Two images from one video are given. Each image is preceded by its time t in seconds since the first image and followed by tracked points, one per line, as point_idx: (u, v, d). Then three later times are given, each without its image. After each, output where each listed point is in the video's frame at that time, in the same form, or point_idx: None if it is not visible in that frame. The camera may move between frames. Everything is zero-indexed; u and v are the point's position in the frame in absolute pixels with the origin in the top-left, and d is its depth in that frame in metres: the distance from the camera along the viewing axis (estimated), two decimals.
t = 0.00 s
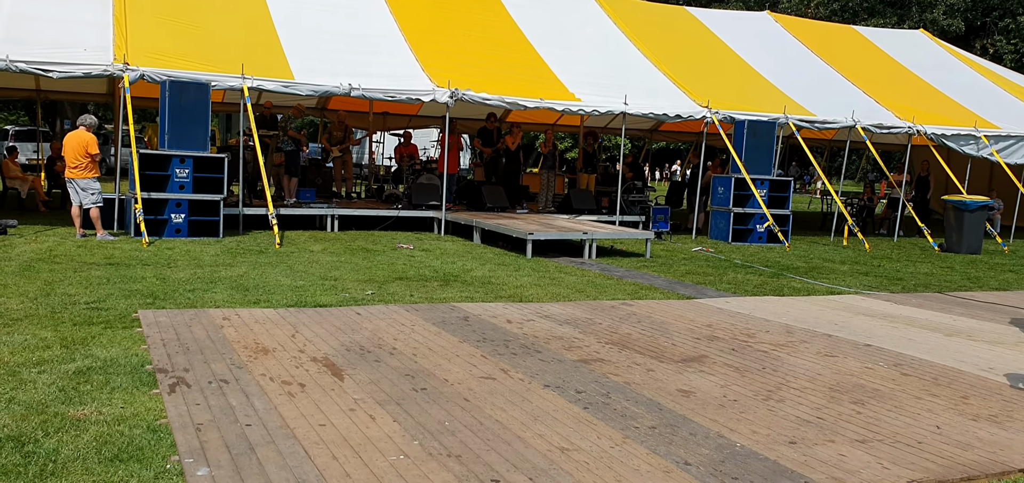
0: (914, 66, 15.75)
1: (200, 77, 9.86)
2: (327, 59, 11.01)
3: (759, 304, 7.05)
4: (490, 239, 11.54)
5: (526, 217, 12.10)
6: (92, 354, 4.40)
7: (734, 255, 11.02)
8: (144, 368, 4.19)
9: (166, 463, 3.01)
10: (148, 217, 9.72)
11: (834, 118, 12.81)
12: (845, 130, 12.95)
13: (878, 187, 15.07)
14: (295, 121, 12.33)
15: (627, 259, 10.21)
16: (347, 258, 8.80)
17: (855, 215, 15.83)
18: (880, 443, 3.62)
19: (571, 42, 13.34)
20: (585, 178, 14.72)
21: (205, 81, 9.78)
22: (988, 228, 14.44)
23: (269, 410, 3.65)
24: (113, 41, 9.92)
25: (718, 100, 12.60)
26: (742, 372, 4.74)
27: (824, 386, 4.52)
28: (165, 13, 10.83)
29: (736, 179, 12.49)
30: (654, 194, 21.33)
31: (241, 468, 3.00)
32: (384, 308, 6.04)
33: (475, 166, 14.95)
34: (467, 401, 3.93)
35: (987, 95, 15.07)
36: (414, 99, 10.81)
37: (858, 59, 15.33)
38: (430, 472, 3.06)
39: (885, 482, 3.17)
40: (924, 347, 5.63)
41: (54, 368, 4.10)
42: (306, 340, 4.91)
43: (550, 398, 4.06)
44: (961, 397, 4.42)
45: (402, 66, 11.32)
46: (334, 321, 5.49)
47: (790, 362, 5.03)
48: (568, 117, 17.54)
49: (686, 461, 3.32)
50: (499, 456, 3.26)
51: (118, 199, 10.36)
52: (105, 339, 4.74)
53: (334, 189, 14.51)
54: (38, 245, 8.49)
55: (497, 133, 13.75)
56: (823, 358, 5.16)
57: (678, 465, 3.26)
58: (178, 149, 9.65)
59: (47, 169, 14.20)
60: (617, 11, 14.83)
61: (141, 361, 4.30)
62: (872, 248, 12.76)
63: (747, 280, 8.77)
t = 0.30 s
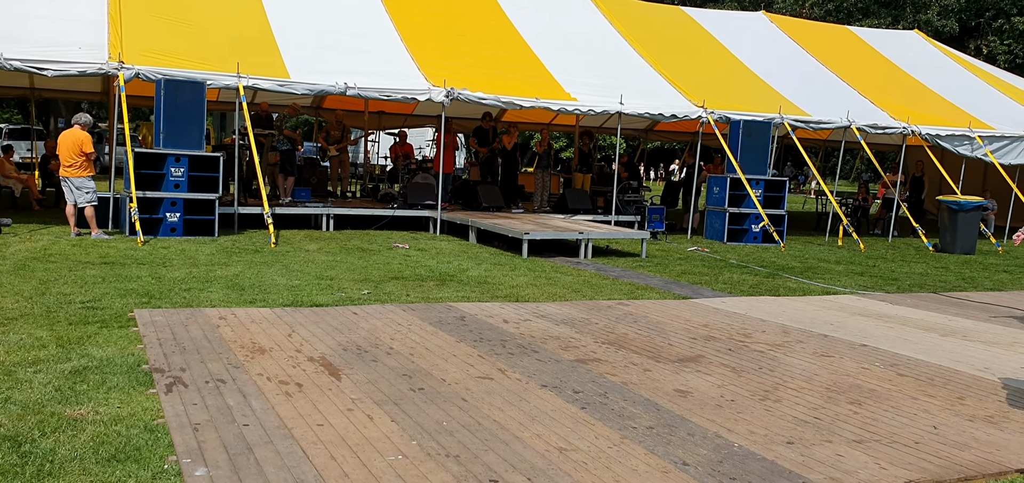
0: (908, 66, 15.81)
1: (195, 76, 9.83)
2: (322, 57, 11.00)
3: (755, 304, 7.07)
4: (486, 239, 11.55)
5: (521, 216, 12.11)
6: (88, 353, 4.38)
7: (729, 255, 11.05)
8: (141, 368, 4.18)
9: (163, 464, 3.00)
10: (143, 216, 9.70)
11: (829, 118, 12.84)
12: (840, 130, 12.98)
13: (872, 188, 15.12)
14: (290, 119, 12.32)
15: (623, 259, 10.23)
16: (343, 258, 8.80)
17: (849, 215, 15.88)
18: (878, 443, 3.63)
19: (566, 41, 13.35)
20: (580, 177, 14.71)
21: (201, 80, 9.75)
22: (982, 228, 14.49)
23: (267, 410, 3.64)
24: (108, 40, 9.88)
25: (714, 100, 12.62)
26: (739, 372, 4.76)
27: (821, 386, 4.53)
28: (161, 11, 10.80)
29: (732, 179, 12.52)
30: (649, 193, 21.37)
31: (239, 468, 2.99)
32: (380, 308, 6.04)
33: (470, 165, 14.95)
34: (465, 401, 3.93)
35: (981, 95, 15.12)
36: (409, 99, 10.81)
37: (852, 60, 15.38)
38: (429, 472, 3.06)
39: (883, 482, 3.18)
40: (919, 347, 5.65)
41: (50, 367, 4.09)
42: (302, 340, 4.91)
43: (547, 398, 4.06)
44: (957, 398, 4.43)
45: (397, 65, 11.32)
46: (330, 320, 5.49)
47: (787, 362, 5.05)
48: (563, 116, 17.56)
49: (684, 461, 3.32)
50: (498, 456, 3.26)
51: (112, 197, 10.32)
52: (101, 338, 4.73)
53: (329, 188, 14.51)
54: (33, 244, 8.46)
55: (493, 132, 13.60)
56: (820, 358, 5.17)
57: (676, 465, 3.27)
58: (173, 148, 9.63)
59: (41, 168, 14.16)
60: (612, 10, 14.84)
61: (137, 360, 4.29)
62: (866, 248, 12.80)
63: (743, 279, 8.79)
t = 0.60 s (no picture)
0: (902, 65, 15.85)
1: (189, 73, 9.80)
2: (316, 54, 10.97)
3: (749, 302, 7.09)
4: (481, 236, 11.54)
5: (516, 214, 12.11)
6: (83, 351, 4.37)
7: (724, 252, 11.08)
8: (137, 365, 4.16)
9: (160, 461, 3.00)
10: (137, 213, 9.66)
11: (823, 116, 12.87)
12: (834, 128, 13.02)
13: (866, 186, 15.16)
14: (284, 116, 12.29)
15: (618, 256, 10.24)
16: (338, 255, 8.78)
17: (843, 213, 15.93)
18: (874, 440, 3.65)
19: (561, 39, 13.34)
20: (575, 175, 14.71)
21: (195, 76, 9.72)
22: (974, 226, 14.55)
23: (264, 407, 3.64)
24: (102, 36, 9.84)
25: (709, 97, 12.64)
26: (735, 369, 4.77)
27: (817, 384, 4.55)
28: (154, 8, 10.76)
29: (726, 176, 12.53)
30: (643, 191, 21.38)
31: (237, 465, 2.99)
32: (376, 305, 6.03)
33: (465, 162, 14.94)
34: (462, 399, 3.93)
35: (975, 94, 15.17)
36: (404, 96, 10.80)
37: (846, 58, 15.41)
38: (426, 469, 3.06)
39: (879, 478, 3.19)
40: (914, 344, 5.67)
41: (45, 364, 4.07)
42: (298, 337, 4.90)
43: (544, 395, 4.07)
44: (952, 395, 4.45)
45: (392, 62, 11.29)
46: (326, 318, 5.48)
47: (782, 359, 5.06)
48: (557, 114, 17.55)
49: (681, 458, 3.33)
50: (495, 453, 3.26)
51: (106, 194, 10.28)
52: (96, 336, 4.71)
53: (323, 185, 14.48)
54: (26, 241, 8.43)
55: (487, 129, 13.43)
56: (815, 355, 5.19)
57: (673, 462, 3.27)
58: (167, 145, 9.60)
59: (33, 164, 14.09)
60: (607, 8, 14.83)
61: (133, 358, 4.27)
62: (860, 246, 12.84)
63: (738, 277, 8.82)
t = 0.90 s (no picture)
0: (899, 62, 15.86)
1: (186, 70, 9.78)
2: (313, 52, 10.95)
3: (746, 299, 7.10)
4: (478, 234, 11.54)
5: (513, 211, 12.11)
6: (79, 348, 4.37)
7: (721, 250, 11.08)
8: (133, 362, 4.17)
9: (156, 459, 3.00)
10: (133, 210, 9.65)
11: (820, 114, 12.87)
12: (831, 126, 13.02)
13: (863, 183, 15.18)
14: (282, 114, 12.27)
15: (615, 254, 10.24)
16: (334, 253, 8.78)
17: (840, 211, 15.94)
18: (868, 438, 3.66)
19: (559, 37, 13.33)
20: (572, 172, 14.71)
21: (192, 74, 9.71)
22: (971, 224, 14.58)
23: (260, 404, 3.64)
24: (99, 33, 9.82)
25: (706, 95, 12.63)
26: (731, 367, 4.77)
27: (812, 381, 4.55)
28: (151, 5, 10.74)
29: (723, 174, 12.54)
30: (641, 189, 21.42)
31: (232, 463, 3.00)
32: (372, 303, 6.03)
33: (462, 160, 14.93)
34: (458, 396, 3.93)
35: (972, 92, 15.17)
36: (401, 93, 10.79)
37: (843, 55, 15.42)
38: (422, 466, 3.07)
39: (873, 476, 3.20)
40: (909, 342, 5.69)
41: (40, 362, 4.07)
42: (295, 335, 4.90)
43: (540, 393, 4.07)
44: (947, 393, 4.47)
45: (389, 59, 11.28)
46: (323, 315, 5.48)
47: (778, 357, 5.07)
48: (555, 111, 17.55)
49: (676, 455, 3.34)
50: (490, 451, 3.27)
51: (102, 192, 10.26)
52: (92, 333, 4.72)
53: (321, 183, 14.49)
54: (22, 239, 8.42)
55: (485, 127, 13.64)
56: (811, 353, 5.20)
57: (668, 459, 3.28)
58: (164, 142, 9.59)
59: (30, 162, 14.07)
60: (605, 5, 14.82)
61: (129, 355, 4.27)
62: (857, 244, 12.84)
63: (735, 275, 8.83)
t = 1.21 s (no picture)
0: (895, 61, 15.87)
1: (182, 69, 9.77)
2: (310, 50, 10.95)
3: (742, 298, 7.11)
4: (475, 233, 11.53)
5: (510, 210, 12.11)
6: (73, 347, 4.36)
7: (717, 248, 11.08)
8: (126, 361, 4.16)
9: (148, 457, 2.99)
10: (129, 209, 9.64)
11: (817, 112, 12.88)
12: (828, 125, 13.03)
13: (859, 182, 15.19)
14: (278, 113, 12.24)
15: (611, 253, 10.24)
16: (330, 252, 8.78)
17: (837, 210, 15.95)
18: (862, 436, 3.66)
19: (555, 36, 13.33)
20: (569, 171, 14.68)
21: (188, 73, 9.70)
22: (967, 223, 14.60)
23: (253, 403, 3.64)
24: (94, 32, 9.81)
25: (702, 94, 12.63)
26: (725, 365, 4.77)
27: (807, 379, 4.56)
28: (147, 4, 10.73)
29: (720, 173, 12.54)
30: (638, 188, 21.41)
31: (225, 461, 2.99)
32: (368, 301, 6.04)
33: (459, 159, 14.93)
34: (452, 395, 3.93)
35: (968, 90, 15.19)
36: (398, 92, 10.78)
37: (840, 54, 15.42)
38: (415, 464, 3.07)
39: (866, 473, 3.20)
40: (904, 340, 5.70)
41: (34, 361, 4.06)
42: (289, 334, 4.90)
43: (534, 391, 4.07)
44: (941, 391, 4.47)
45: (385, 58, 11.28)
46: (318, 314, 5.48)
47: (773, 355, 5.07)
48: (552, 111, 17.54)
49: (670, 453, 3.34)
50: (484, 449, 3.27)
51: (98, 191, 10.25)
52: (86, 332, 4.71)
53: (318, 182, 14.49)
54: (18, 238, 8.41)
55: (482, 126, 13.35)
56: (805, 352, 5.20)
57: (661, 457, 3.28)
58: (160, 141, 9.57)
59: (26, 161, 14.05)
60: (601, 4, 14.81)
61: (123, 354, 4.27)
62: (854, 242, 12.85)
63: (731, 273, 8.84)
